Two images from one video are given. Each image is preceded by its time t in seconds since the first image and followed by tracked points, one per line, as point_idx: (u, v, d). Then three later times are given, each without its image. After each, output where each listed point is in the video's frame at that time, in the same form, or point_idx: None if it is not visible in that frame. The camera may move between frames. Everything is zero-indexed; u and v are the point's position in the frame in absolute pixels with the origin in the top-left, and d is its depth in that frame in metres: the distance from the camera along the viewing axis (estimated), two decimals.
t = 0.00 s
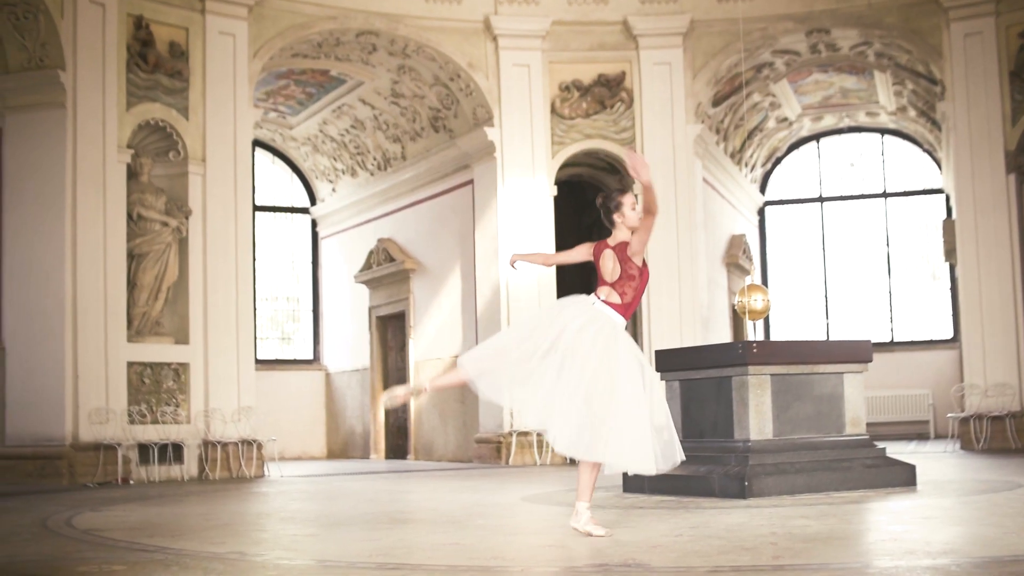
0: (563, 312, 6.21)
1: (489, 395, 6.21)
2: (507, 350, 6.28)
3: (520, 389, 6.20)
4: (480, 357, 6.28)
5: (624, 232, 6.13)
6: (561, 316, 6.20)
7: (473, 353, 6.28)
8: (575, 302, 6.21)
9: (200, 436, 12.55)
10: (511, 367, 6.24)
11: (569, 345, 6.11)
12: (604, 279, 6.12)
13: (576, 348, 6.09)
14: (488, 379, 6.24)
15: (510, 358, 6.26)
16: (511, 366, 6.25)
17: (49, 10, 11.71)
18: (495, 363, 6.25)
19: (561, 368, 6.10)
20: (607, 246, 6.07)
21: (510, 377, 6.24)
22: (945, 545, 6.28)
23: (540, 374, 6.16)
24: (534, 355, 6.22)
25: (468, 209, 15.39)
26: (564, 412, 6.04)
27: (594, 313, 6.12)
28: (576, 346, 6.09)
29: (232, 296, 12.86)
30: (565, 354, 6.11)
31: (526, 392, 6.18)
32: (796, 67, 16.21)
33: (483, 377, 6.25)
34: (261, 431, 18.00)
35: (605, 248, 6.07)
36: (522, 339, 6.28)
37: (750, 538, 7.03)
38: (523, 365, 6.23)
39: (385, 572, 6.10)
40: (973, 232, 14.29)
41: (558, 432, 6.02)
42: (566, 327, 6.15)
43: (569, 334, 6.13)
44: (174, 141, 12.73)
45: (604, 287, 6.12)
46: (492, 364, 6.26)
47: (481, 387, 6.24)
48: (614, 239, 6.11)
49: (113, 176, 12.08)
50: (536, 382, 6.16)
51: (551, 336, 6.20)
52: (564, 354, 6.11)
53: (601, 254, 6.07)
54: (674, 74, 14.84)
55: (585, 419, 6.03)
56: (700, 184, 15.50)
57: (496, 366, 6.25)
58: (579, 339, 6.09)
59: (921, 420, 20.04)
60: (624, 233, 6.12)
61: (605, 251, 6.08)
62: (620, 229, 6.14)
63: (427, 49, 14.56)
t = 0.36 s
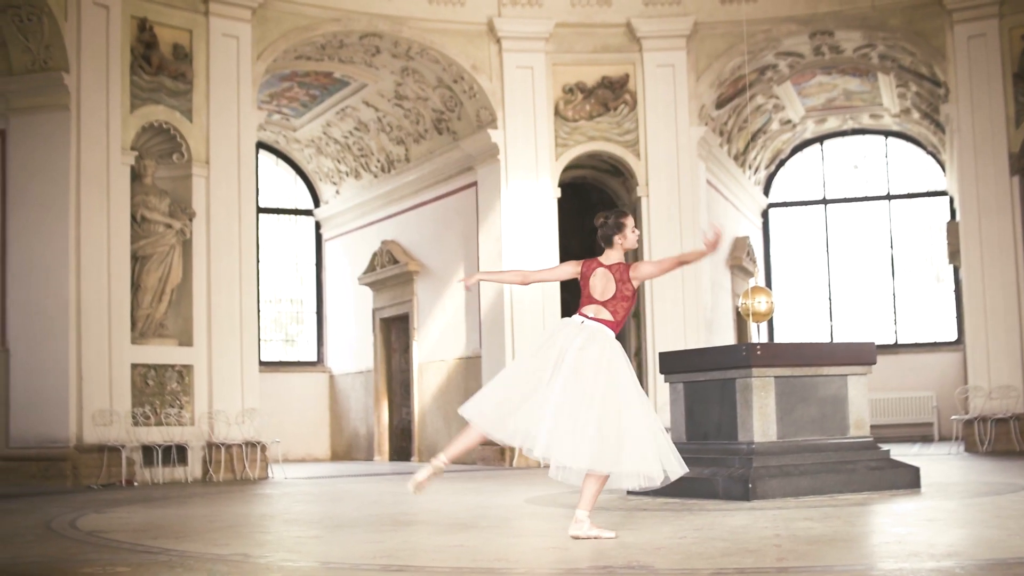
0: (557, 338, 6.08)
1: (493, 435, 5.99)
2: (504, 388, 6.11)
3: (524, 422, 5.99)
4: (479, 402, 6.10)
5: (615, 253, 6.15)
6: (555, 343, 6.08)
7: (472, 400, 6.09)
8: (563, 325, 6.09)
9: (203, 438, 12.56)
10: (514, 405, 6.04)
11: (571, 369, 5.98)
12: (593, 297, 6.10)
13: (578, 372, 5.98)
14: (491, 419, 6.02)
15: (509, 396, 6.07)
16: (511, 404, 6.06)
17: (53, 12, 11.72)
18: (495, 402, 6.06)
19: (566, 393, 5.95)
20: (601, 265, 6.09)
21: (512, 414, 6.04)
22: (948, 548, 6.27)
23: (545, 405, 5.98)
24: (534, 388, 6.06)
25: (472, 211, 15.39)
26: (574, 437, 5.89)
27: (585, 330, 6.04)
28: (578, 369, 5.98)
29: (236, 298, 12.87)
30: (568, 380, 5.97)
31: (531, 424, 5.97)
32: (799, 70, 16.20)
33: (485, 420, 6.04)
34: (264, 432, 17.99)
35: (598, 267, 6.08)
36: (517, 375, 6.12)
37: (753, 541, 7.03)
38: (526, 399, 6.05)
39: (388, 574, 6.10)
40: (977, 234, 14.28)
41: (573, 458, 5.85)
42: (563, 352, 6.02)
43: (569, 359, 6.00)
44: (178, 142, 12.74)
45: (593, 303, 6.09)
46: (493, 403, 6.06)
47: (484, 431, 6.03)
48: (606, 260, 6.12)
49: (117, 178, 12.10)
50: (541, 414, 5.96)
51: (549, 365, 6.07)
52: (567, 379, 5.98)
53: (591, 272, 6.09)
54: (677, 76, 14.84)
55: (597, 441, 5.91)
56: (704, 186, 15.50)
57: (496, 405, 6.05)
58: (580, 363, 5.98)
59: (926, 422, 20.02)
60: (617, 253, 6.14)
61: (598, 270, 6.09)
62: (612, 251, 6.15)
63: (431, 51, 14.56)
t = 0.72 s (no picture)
0: (551, 337, 6.11)
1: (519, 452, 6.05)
2: (514, 403, 6.15)
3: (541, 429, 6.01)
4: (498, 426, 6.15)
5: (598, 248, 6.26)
6: (550, 343, 6.10)
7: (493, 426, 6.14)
8: (555, 324, 6.11)
9: (213, 436, 12.56)
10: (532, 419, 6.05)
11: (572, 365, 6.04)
12: (578, 288, 6.14)
13: (580, 365, 6.05)
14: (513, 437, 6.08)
15: (522, 410, 6.11)
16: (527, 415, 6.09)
17: (63, 11, 11.74)
18: (512, 420, 6.10)
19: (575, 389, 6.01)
20: (589, 257, 6.16)
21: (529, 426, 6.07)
22: (959, 545, 6.27)
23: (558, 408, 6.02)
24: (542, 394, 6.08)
25: (481, 209, 15.38)
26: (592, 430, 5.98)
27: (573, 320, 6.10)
28: (583, 364, 6.06)
29: (246, 295, 12.88)
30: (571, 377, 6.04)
31: (549, 429, 6.00)
32: (809, 66, 16.16)
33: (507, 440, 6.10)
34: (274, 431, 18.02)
35: (586, 260, 6.15)
36: (522, 385, 6.15)
37: (763, 537, 7.02)
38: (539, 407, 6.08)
39: (398, 571, 6.09)
40: (987, 231, 14.26)
41: (599, 453, 5.95)
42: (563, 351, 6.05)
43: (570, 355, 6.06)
44: (187, 141, 12.74)
45: (578, 295, 6.13)
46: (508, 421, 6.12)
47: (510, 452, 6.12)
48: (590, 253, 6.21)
49: (127, 176, 12.10)
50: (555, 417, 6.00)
51: (550, 365, 6.09)
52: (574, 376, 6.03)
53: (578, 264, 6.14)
54: (687, 74, 14.82)
55: (613, 426, 6.00)
56: (713, 184, 15.48)
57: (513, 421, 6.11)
58: (581, 357, 6.05)
59: (935, 420, 19.99)
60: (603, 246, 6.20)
61: (586, 262, 6.15)
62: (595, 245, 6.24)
63: (440, 49, 14.56)
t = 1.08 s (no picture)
0: (544, 337, 6.25)
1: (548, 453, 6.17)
2: (526, 412, 6.25)
3: (564, 426, 6.15)
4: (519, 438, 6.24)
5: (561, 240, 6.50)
6: (543, 343, 6.25)
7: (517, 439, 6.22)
8: (545, 325, 6.26)
9: (221, 438, 12.56)
10: (552, 421, 6.18)
11: (571, 356, 6.24)
12: (553, 281, 6.32)
13: (578, 355, 6.26)
14: (539, 443, 6.18)
15: (537, 415, 6.21)
16: (544, 418, 6.20)
17: (72, 13, 11.74)
18: (533, 429, 6.19)
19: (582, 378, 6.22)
20: (564, 251, 6.38)
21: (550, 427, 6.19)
22: (968, 549, 6.26)
23: (572, 401, 6.19)
24: (552, 393, 6.22)
25: (489, 211, 15.38)
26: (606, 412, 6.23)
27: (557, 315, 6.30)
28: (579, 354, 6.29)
29: (253, 298, 12.88)
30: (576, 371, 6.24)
31: (572, 423, 6.15)
32: (817, 69, 16.13)
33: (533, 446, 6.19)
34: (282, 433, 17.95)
35: (562, 253, 6.36)
36: (527, 392, 6.25)
37: (770, 542, 7.02)
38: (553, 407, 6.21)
39: (405, 574, 6.09)
40: (996, 234, 14.23)
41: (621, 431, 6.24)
42: (561, 346, 6.23)
43: (566, 348, 6.25)
44: (195, 143, 12.75)
45: (551, 288, 6.32)
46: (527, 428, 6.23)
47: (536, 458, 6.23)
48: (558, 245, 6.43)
49: (135, 178, 12.11)
50: (573, 410, 6.17)
51: (549, 364, 6.24)
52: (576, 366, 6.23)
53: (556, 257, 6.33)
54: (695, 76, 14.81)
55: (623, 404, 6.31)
56: (721, 187, 15.46)
57: (531, 428, 6.20)
58: (577, 347, 6.27)
59: (943, 423, 19.95)
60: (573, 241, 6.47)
61: (560, 255, 6.37)
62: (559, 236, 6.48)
63: (448, 51, 14.57)
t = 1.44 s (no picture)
0: (540, 341, 6.34)
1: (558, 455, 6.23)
2: (525, 417, 6.30)
3: (572, 426, 6.24)
4: (525, 443, 6.25)
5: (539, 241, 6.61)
6: (541, 347, 6.33)
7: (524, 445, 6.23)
8: (538, 328, 6.35)
9: (232, 438, 12.57)
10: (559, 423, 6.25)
11: (567, 357, 6.38)
12: (540, 282, 6.44)
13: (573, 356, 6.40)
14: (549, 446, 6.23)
15: (542, 419, 6.26)
16: (550, 421, 6.26)
17: (83, 14, 11.77)
18: (540, 433, 6.23)
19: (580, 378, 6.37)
20: (548, 252, 6.51)
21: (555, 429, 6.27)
22: (979, 549, 6.25)
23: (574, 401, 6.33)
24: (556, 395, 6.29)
25: (500, 211, 15.36)
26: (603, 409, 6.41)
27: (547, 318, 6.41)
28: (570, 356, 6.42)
29: (265, 298, 12.89)
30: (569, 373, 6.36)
31: (577, 422, 6.28)
32: (828, 69, 16.10)
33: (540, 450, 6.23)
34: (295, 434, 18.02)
35: (546, 255, 6.50)
36: (529, 397, 6.30)
37: (781, 541, 7.01)
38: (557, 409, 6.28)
39: (416, 573, 6.09)
40: (1008, 234, 14.20)
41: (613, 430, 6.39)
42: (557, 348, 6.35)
43: (561, 350, 6.39)
44: (206, 144, 12.77)
45: (540, 290, 6.42)
46: (532, 433, 6.27)
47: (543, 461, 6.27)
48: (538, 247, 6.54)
49: (146, 179, 12.12)
50: (577, 410, 6.30)
51: (549, 367, 6.32)
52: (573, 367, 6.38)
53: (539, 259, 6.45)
54: (705, 76, 14.81)
55: (612, 404, 6.45)
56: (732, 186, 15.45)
57: (538, 433, 6.24)
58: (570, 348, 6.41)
59: (955, 424, 19.90)
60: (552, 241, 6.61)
61: (544, 257, 6.50)
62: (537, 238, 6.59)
63: (459, 52, 14.57)
